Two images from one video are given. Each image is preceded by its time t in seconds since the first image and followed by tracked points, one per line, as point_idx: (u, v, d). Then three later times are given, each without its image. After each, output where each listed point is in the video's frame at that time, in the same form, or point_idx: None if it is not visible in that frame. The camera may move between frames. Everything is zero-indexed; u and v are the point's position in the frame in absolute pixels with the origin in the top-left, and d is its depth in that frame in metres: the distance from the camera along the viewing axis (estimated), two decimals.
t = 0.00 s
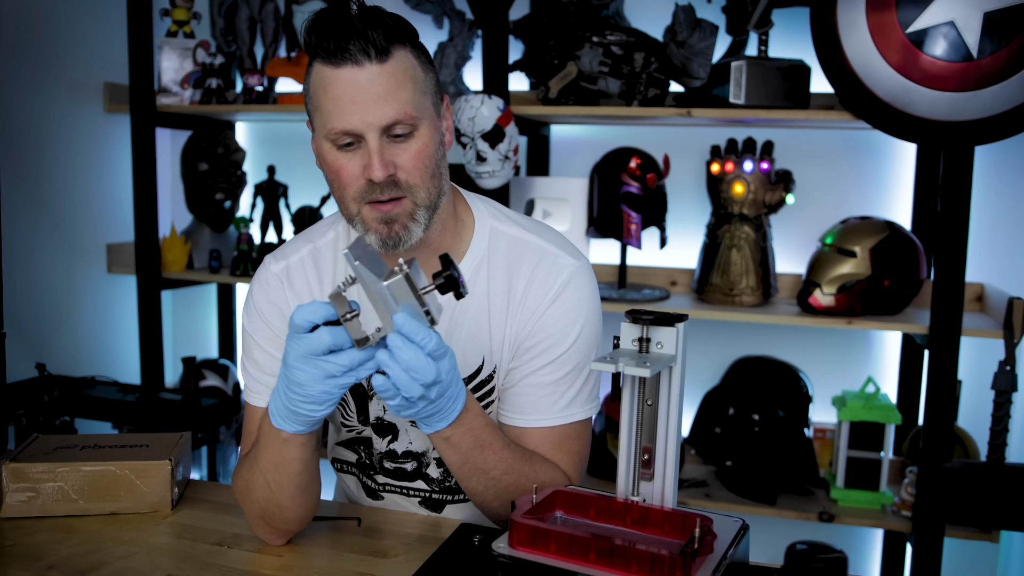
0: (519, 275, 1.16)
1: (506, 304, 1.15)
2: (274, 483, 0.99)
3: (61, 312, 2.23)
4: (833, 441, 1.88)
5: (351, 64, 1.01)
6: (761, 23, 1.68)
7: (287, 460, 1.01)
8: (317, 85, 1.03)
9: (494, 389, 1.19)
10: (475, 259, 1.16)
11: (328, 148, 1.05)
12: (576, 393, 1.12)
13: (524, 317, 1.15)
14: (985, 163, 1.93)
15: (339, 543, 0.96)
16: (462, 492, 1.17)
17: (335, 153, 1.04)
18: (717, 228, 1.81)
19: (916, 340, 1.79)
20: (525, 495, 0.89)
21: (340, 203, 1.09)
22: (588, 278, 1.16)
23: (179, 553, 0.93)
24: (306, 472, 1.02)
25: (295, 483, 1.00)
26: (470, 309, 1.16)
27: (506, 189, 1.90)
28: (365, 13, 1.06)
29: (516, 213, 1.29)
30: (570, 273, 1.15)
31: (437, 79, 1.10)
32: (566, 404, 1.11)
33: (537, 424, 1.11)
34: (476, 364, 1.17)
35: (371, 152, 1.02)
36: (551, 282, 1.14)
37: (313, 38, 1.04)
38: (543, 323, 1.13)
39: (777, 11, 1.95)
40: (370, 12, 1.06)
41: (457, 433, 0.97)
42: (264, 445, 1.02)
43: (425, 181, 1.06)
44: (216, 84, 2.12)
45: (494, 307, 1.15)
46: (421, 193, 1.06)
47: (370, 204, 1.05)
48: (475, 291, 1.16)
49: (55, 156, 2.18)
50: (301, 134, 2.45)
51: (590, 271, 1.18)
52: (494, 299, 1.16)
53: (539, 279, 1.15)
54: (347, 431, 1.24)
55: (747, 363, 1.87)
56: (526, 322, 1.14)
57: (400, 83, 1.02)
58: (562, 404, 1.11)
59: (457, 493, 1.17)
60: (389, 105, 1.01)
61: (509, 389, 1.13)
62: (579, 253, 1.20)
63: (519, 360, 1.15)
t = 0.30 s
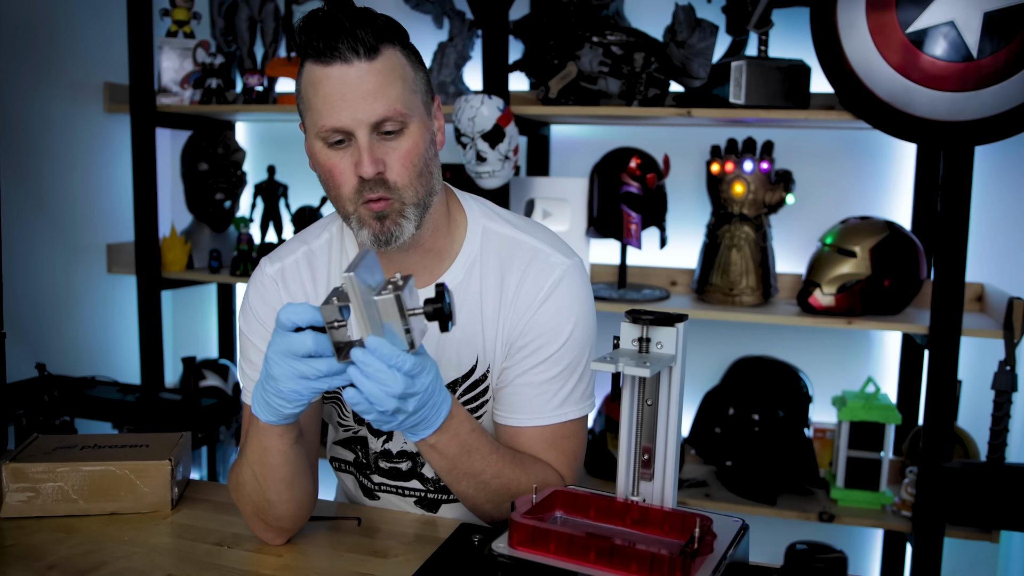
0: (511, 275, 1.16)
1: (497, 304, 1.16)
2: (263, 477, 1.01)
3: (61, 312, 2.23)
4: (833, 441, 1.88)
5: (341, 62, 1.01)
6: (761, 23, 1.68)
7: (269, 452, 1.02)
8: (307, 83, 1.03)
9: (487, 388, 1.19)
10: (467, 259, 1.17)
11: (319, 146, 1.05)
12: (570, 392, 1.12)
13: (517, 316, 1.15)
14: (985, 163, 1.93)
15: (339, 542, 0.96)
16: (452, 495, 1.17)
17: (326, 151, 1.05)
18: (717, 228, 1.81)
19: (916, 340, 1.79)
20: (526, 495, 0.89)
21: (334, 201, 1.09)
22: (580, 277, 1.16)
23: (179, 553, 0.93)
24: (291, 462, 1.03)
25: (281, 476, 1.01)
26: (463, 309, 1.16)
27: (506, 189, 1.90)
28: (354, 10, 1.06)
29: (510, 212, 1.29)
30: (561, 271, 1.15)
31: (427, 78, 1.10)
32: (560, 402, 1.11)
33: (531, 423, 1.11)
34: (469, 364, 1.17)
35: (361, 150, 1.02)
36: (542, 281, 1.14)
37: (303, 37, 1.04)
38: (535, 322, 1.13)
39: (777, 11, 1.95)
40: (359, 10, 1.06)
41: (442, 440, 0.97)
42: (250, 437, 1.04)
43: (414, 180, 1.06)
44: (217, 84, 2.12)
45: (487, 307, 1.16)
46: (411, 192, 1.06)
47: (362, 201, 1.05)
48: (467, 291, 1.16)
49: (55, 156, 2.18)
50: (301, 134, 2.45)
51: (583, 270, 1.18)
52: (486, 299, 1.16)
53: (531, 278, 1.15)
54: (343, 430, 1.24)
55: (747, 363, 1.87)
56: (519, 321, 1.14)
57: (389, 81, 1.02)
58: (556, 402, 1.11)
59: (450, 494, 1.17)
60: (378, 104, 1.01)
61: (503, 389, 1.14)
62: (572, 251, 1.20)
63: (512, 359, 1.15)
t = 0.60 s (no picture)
0: (513, 274, 1.16)
1: (500, 304, 1.15)
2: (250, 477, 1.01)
3: (61, 312, 2.23)
4: (833, 441, 1.88)
5: (361, 59, 1.01)
6: (761, 23, 1.68)
7: (252, 452, 1.02)
8: (325, 79, 1.03)
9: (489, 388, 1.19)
10: (470, 258, 1.16)
11: (332, 142, 1.05)
12: (571, 391, 1.12)
13: (519, 316, 1.15)
14: (985, 163, 1.93)
15: (339, 542, 0.96)
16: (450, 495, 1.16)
17: (338, 147, 1.05)
18: (717, 228, 1.81)
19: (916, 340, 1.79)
20: (526, 495, 0.89)
21: (340, 196, 1.09)
22: (582, 277, 1.16)
23: (180, 553, 0.93)
24: (276, 459, 1.02)
25: (268, 474, 1.01)
26: (466, 308, 1.16)
27: (506, 189, 1.90)
28: (376, 10, 1.06)
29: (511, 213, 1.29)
30: (564, 271, 1.15)
31: (443, 81, 1.10)
32: (561, 401, 1.11)
33: (532, 422, 1.11)
34: (471, 363, 1.17)
35: (375, 148, 1.02)
36: (544, 281, 1.14)
37: (324, 32, 1.04)
38: (537, 321, 1.13)
39: (777, 11, 1.95)
40: (381, 10, 1.07)
41: (435, 444, 0.97)
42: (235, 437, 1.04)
43: (426, 179, 1.06)
44: (217, 84, 2.12)
45: (489, 306, 1.16)
46: (422, 191, 1.06)
47: (370, 198, 1.05)
48: (470, 291, 1.16)
49: (55, 156, 2.18)
50: (301, 134, 2.45)
51: (585, 270, 1.18)
52: (488, 298, 1.16)
53: (533, 278, 1.15)
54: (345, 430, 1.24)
55: (747, 363, 1.87)
56: (521, 320, 1.14)
57: (407, 82, 1.02)
58: (558, 401, 1.11)
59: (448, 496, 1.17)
60: (395, 104, 1.02)
61: (504, 388, 1.13)
62: (573, 252, 1.20)
63: (513, 358, 1.15)
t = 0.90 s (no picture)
0: (517, 274, 1.16)
1: (503, 303, 1.15)
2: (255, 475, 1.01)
3: (61, 312, 2.23)
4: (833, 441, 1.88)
5: (379, 57, 1.01)
6: (761, 23, 1.68)
7: (260, 453, 1.03)
8: (341, 75, 1.03)
9: (492, 388, 1.19)
10: (475, 258, 1.17)
11: (345, 138, 1.04)
12: (572, 391, 1.12)
13: (522, 315, 1.15)
14: (985, 163, 1.93)
15: (339, 542, 0.96)
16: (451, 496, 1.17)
17: (351, 144, 1.04)
18: (717, 228, 1.81)
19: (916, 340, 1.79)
20: (526, 495, 0.89)
21: (350, 194, 1.09)
22: (586, 278, 1.16)
23: (180, 553, 0.93)
24: (282, 460, 1.03)
25: (273, 474, 1.01)
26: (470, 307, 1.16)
27: (506, 189, 1.91)
28: (395, 9, 1.06)
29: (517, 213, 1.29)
30: (568, 272, 1.15)
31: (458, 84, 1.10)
32: (562, 401, 1.11)
33: (533, 422, 1.11)
34: (475, 362, 1.17)
35: (389, 146, 1.02)
36: (548, 281, 1.14)
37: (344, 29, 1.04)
38: (540, 321, 1.13)
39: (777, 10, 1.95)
40: (400, 9, 1.07)
41: (430, 444, 0.97)
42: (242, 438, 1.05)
43: (439, 180, 1.06)
44: (217, 84, 2.12)
45: (493, 305, 1.16)
46: (434, 192, 1.06)
47: (382, 196, 1.05)
48: (474, 290, 1.16)
49: (55, 156, 2.18)
50: (301, 134, 2.45)
51: (589, 271, 1.18)
52: (492, 297, 1.16)
53: (537, 277, 1.15)
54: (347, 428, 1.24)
55: (747, 363, 1.87)
56: (524, 320, 1.14)
57: (424, 82, 1.03)
58: (558, 401, 1.11)
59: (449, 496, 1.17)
60: (412, 104, 1.02)
61: (506, 387, 1.13)
62: (578, 253, 1.20)
63: (516, 358, 1.15)
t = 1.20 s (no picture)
0: (540, 273, 1.16)
1: (523, 299, 1.15)
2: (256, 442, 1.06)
3: (61, 312, 2.23)
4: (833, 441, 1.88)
5: (456, 33, 1.04)
6: (761, 23, 1.68)
7: (271, 424, 1.04)
8: (415, 47, 1.06)
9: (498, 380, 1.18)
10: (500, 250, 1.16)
11: (408, 109, 1.07)
12: (583, 397, 1.13)
13: (541, 313, 1.15)
14: (985, 163, 1.93)
15: (339, 542, 0.96)
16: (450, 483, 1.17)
17: (413, 115, 1.06)
18: (717, 228, 1.81)
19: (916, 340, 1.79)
20: (526, 495, 0.89)
21: (400, 165, 1.10)
22: (606, 284, 1.17)
23: (180, 553, 0.93)
24: (290, 435, 1.05)
25: (276, 444, 1.05)
26: (490, 297, 1.15)
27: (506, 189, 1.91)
28: None
29: (538, 212, 1.29)
30: (591, 276, 1.15)
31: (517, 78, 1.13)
32: (574, 405, 1.12)
33: (543, 422, 1.11)
34: (486, 351, 1.16)
35: (452, 121, 1.05)
36: (570, 283, 1.15)
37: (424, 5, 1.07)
38: (559, 322, 1.13)
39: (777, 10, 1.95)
40: None
41: (435, 436, 0.97)
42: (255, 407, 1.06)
43: (491, 162, 1.08)
44: (216, 84, 2.12)
45: (512, 300, 1.15)
46: (485, 173, 1.07)
47: (436, 170, 1.06)
48: (496, 281, 1.16)
49: (54, 156, 2.18)
50: (302, 134, 2.46)
51: (608, 278, 1.19)
52: (513, 292, 1.16)
53: (560, 278, 1.15)
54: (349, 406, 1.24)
55: (747, 363, 1.87)
56: (543, 319, 1.15)
57: (493, 66, 1.06)
58: (569, 404, 1.11)
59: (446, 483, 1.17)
60: (479, 84, 1.04)
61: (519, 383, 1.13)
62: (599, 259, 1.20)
63: (530, 355, 1.15)
